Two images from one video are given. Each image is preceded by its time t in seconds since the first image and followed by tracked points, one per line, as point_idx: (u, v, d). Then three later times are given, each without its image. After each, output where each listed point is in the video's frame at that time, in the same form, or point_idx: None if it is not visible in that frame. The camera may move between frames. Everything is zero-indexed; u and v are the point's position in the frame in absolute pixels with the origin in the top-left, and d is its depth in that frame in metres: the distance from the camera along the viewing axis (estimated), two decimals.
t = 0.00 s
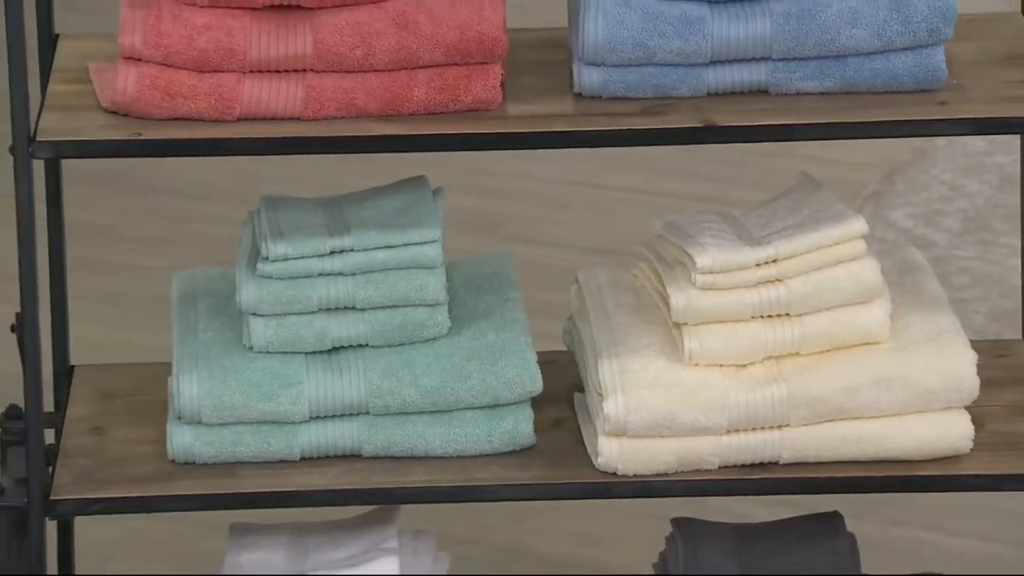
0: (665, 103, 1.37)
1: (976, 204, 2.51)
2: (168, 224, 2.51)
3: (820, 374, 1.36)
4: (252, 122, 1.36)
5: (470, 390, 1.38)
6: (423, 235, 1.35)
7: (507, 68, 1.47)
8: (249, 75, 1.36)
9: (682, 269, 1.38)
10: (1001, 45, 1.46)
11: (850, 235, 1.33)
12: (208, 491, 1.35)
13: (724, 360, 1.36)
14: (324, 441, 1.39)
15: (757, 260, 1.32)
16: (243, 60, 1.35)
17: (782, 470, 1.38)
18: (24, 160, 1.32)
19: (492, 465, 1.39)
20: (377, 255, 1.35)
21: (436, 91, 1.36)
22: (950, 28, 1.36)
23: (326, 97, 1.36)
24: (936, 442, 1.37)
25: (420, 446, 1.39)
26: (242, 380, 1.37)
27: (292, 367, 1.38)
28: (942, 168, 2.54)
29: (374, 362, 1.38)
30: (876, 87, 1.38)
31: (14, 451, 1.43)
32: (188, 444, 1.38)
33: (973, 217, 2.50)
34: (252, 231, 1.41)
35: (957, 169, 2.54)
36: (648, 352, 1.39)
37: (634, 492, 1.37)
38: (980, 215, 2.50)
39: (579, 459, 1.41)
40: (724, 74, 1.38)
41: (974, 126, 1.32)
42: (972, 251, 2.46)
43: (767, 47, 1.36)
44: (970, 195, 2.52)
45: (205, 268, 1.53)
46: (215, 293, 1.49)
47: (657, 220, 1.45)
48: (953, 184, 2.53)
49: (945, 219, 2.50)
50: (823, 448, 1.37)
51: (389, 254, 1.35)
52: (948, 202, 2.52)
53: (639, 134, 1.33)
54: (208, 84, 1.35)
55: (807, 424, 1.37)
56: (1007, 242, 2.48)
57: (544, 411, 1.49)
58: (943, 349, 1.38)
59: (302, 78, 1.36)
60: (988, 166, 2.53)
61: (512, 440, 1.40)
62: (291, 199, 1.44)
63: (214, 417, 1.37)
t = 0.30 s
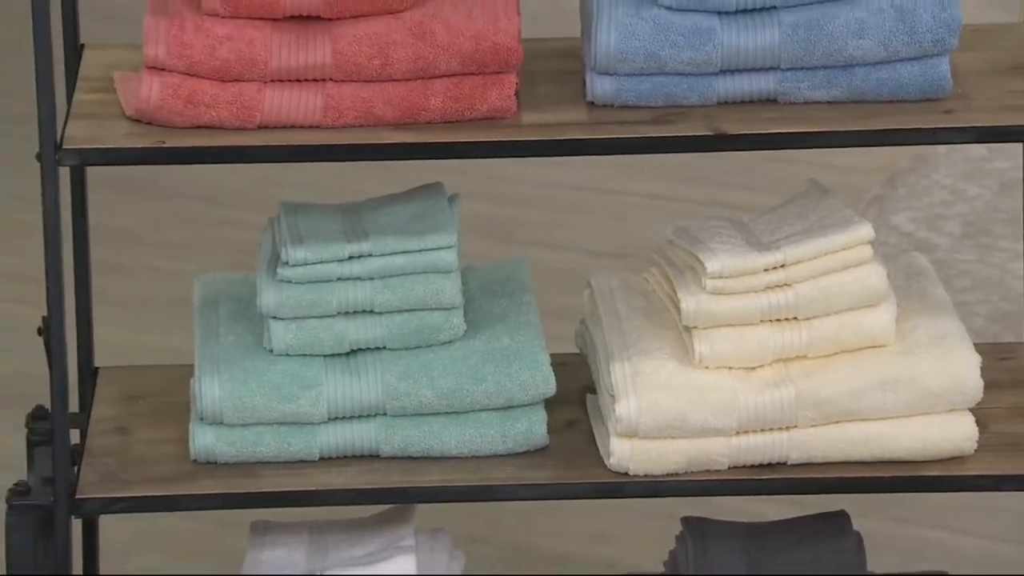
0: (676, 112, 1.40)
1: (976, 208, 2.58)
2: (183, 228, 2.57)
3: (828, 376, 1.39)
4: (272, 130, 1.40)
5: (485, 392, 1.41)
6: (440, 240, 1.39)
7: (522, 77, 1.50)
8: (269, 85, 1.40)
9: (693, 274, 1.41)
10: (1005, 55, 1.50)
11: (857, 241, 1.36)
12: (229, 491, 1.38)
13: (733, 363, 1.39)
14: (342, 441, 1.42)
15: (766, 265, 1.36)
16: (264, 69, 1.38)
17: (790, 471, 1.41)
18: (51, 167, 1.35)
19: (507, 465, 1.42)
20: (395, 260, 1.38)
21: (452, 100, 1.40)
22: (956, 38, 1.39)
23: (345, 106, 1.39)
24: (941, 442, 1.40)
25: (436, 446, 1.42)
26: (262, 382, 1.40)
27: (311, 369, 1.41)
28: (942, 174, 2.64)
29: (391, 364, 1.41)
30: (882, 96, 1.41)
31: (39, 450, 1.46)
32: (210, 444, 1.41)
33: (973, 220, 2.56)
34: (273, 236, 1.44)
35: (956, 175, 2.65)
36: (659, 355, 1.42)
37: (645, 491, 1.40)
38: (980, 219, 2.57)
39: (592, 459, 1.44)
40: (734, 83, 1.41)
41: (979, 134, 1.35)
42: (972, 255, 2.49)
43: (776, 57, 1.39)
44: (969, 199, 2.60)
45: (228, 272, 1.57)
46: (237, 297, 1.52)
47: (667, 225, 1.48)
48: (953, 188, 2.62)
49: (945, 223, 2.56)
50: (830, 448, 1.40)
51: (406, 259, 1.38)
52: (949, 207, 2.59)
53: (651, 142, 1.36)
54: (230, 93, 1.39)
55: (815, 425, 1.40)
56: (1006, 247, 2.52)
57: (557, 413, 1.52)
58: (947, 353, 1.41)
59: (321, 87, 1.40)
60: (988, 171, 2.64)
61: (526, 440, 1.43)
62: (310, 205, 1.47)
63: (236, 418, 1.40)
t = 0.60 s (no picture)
0: (684, 120, 1.44)
1: (971, 213, 2.61)
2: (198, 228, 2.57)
3: (832, 376, 1.43)
4: (293, 137, 1.44)
5: (499, 391, 1.45)
6: (455, 245, 1.43)
7: (535, 86, 1.54)
8: (290, 94, 1.44)
9: (700, 277, 1.45)
10: (1004, 65, 1.54)
11: (861, 245, 1.41)
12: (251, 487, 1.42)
13: (739, 364, 1.43)
14: (360, 440, 1.46)
15: (772, 269, 1.40)
16: (285, 79, 1.42)
17: (795, 469, 1.45)
18: (78, 173, 1.40)
19: (519, 463, 1.47)
20: (411, 263, 1.43)
21: (467, 109, 1.44)
22: (956, 49, 1.43)
23: (363, 114, 1.43)
24: (941, 441, 1.44)
25: (451, 444, 1.46)
26: (283, 382, 1.44)
27: (330, 369, 1.45)
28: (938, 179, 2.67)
29: (408, 364, 1.46)
30: (884, 105, 1.45)
31: (66, 447, 1.51)
32: (231, 441, 1.46)
33: (969, 224, 2.59)
34: (293, 240, 1.48)
35: (953, 180, 2.68)
36: (667, 356, 1.46)
37: (654, 488, 1.44)
38: (976, 222, 2.59)
39: (602, 457, 1.48)
40: (741, 91, 1.45)
41: (980, 142, 1.39)
42: (969, 257, 2.52)
43: (781, 66, 1.43)
44: (965, 204, 2.63)
45: (250, 275, 1.61)
46: (258, 299, 1.56)
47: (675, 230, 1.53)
48: (949, 192, 2.64)
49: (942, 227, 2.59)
50: (833, 447, 1.44)
51: (422, 262, 1.42)
52: (945, 211, 2.61)
53: (660, 149, 1.40)
54: (252, 101, 1.43)
55: (819, 425, 1.44)
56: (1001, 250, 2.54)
57: (568, 412, 1.57)
58: (948, 354, 1.45)
59: (340, 96, 1.44)
60: (984, 176, 2.68)
61: (538, 439, 1.47)
62: (329, 210, 1.52)
63: (257, 416, 1.45)
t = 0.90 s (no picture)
0: (690, 127, 1.49)
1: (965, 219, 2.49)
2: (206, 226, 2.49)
3: (833, 375, 1.48)
4: (310, 144, 1.48)
5: (510, 390, 1.50)
6: (467, 247, 1.48)
7: (545, 94, 1.59)
8: (308, 101, 1.49)
9: (705, 279, 1.50)
10: (1000, 74, 1.58)
11: (862, 248, 1.45)
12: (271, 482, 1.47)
13: (743, 363, 1.48)
14: (376, 436, 1.51)
15: (774, 270, 1.45)
16: (303, 87, 1.47)
17: (797, 465, 1.49)
18: (103, 178, 1.44)
19: (530, 458, 1.51)
20: (425, 266, 1.47)
21: (479, 116, 1.48)
22: (953, 58, 1.48)
23: (379, 121, 1.48)
24: (939, 438, 1.49)
25: (464, 441, 1.51)
26: (301, 380, 1.49)
27: (347, 368, 1.50)
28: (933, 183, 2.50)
29: (422, 363, 1.50)
30: (883, 112, 1.50)
31: (92, 444, 1.55)
32: (251, 438, 1.50)
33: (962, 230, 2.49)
34: (311, 243, 1.53)
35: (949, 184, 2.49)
36: (673, 356, 1.51)
37: (660, 483, 1.49)
38: (969, 228, 2.49)
39: (609, 453, 1.53)
40: (745, 99, 1.50)
41: (975, 149, 1.44)
42: (963, 261, 2.49)
43: (784, 75, 1.48)
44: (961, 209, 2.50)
45: (269, 277, 1.66)
46: (276, 300, 1.61)
47: (681, 233, 1.57)
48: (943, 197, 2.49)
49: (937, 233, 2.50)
50: (834, 444, 1.49)
51: (436, 265, 1.47)
52: (940, 215, 2.50)
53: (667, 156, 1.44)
54: (271, 109, 1.48)
55: (820, 422, 1.49)
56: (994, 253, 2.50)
57: (576, 410, 1.61)
58: (944, 354, 1.49)
59: (357, 104, 1.49)
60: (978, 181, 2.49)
61: (548, 436, 1.52)
62: (345, 214, 1.57)
63: (276, 414, 1.49)
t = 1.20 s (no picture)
0: (692, 132, 1.54)
1: (956, 219, 2.73)
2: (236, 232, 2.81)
3: (830, 371, 1.54)
4: (325, 148, 1.54)
5: (518, 385, 1.55)
6: (477, 248, 1.53)
7: (551, 100, 1.65)
8: (323, 107, 1.54)
9: (707, 279, 1.55)
10: (992, 81, 1.64)
11: (858, 249, 1.51)
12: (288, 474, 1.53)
13: (743, 359, 1.53)
14: (389, 430, 1.57)
15: (773, 270, 1.50)
16: (319, 93, 1.53)
17: (795, 458, 1.55)
18: (126, 181, 1.50)
19: (537, 452, 1.57)
20: (436, 266, 1.53)
21: (489, 121, 1.53)
22: (946, 65, 1.53)
23: (392, 126, 1.53)
24: (932, 432, 1.54)
25: (474, 435, 1.57)
26: (317, 376, 1.55)
27: (361, 364, 1.56)
28: (925, 187, 2.80)
29: (433, 360, 1.56)
30: (878, 117, 1.55)
31: (114, 437, 1.61)
32: (269, 431, 1.56)
33: (954, 229, 2.71)
34: (327, 244, 1.59)
35: (939, 188, 2.80)
36: (675, 352, 1.56)
37: (663, 476, 1.54)
38: (961, 227, 2.72)
39: (613, 446, 1.58)
40: (745, 105, 1.55)
41: (967, 153, 1.49)
42: (954, 260, 2.65)
43: (782, 82, 1.53)
44: (951, 211, 2.75)
45: (286, 277, 1.72)
46: (293, 299, 1.67)
47: (683, 234, 1.63)
48: (935, 200, 2.77)
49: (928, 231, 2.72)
50: (830, 438, 1.54)
51: (447, 265, 1.53)
52: (932, 217, 2.74)
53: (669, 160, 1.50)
54: (288, 114, 1.53)
55: (817, 417, 1.54)
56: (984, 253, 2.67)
57: (582, 405, 1.67)
58: (937, 350, 1.55)
59: (371, 110, 1.54)
60: (966, 184, 2.79)
61: (554, 430, 1.57)
62: (360, 216, 1.62)
63: (293, 408, 1.55)
